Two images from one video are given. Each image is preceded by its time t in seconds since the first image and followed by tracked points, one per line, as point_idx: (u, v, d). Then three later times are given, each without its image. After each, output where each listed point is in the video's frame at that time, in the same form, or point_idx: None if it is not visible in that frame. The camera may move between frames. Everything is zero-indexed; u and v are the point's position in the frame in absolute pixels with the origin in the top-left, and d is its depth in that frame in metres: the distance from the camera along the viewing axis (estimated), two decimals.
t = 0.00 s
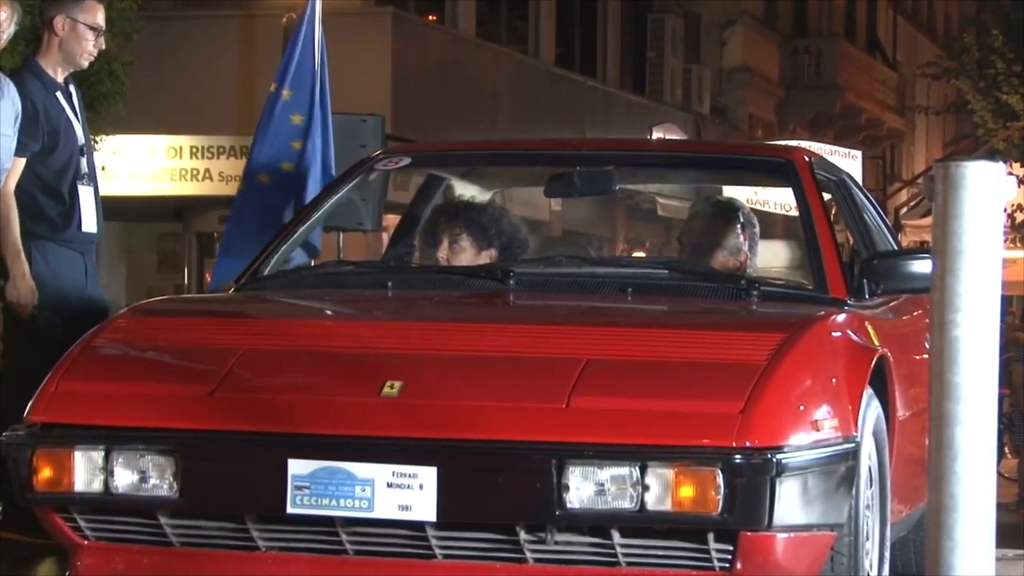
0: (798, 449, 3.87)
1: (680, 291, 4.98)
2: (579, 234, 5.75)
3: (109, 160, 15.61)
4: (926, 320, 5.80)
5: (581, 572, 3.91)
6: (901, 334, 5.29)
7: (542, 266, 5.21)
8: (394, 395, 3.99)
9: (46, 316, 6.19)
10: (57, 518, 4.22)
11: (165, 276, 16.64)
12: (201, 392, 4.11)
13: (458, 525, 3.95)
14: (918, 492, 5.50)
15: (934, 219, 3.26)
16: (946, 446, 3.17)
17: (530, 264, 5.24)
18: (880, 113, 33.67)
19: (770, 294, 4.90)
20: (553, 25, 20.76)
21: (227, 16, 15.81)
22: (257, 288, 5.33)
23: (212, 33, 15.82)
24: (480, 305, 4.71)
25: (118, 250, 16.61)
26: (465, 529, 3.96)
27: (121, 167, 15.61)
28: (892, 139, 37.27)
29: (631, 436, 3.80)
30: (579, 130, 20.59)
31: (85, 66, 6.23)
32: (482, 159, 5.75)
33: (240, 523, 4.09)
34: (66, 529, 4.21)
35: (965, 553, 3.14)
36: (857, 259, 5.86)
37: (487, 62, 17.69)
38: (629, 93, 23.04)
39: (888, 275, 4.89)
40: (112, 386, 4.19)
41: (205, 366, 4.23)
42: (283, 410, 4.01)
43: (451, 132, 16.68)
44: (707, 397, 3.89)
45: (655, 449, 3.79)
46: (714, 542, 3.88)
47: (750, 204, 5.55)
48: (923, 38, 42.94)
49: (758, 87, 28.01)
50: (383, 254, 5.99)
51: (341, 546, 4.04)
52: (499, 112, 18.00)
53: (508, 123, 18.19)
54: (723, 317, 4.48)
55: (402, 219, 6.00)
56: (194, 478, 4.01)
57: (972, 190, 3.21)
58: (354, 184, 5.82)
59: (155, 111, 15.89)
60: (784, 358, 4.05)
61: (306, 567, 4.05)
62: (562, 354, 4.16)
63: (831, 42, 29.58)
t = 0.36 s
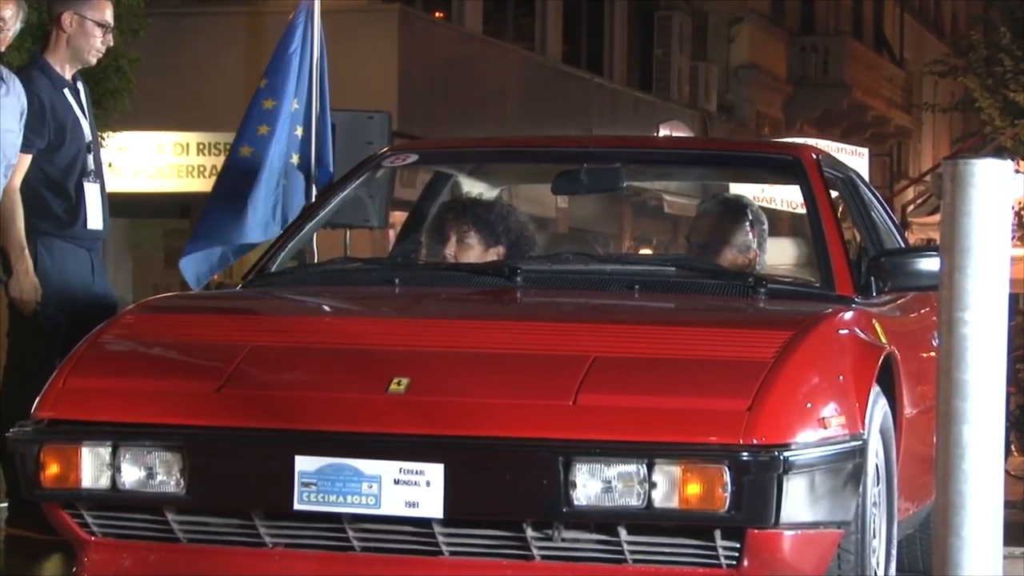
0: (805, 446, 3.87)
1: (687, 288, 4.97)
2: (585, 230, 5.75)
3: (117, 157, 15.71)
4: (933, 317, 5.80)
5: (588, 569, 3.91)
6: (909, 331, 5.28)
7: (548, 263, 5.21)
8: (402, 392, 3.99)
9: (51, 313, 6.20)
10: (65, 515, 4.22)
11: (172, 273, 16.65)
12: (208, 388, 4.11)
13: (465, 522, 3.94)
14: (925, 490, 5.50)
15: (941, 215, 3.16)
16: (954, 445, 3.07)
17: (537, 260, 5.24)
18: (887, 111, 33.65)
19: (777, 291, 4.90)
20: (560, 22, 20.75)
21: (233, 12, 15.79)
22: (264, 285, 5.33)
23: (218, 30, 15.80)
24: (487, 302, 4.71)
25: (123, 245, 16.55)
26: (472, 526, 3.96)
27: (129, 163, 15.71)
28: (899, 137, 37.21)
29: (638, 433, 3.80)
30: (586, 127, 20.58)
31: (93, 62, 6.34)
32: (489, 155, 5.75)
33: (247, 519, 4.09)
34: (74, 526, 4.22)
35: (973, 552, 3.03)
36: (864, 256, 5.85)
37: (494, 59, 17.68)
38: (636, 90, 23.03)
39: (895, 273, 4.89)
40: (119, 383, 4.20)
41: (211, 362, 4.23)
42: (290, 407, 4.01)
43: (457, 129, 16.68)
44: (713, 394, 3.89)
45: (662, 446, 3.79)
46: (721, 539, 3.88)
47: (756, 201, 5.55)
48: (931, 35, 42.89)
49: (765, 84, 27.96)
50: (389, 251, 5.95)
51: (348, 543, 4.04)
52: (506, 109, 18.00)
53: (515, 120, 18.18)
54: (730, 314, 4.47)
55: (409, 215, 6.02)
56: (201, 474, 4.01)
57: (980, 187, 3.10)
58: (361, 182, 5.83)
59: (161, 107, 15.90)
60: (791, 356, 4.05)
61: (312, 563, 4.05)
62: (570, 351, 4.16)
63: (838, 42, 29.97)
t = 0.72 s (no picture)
0: (806, 444, 3.86)
1: (689, 286, 4.98)
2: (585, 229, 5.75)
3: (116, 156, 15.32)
4: (933, 315, 5.80)
5: (589, 567, 3.91)
6: (910, 329, 5.28)
7: (550, 261, 5.21)
8: (403, 389, 3.99)
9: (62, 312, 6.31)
10: (66, 512, 4.22)
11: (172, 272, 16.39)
12: (209, 386, 4.11)
13: (465, 519, 3.95)
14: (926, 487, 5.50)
15: (942, 214, 3.15)
16: (954, 441, 3.06)
17: (538, 258, 5.24)
18: (888, 108, 33.64)
19: (778, 289, 4.91)
20: (562, 20, 20.73)
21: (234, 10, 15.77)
22: (265, 282, 5.33)
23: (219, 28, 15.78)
24: (488, 300, 4.71)
25: (125, 243, 16.33)
26: (473, 524, 3.96)
27: (130, 160, 15.30)
28: (901, 134, 37.20)
29: (638, 431, 3.80)
30: (587, 125, 20.57)
31: (107, 61, 6.38)
32: (490, 153, 5.74)
33: (248, 517, 4.10)
34: (75, 524, 4.22)
35: (974, 550, 3.03)
36: (865, 254, 5.85)
37: (495, 57, 17.69)
38: (637, 87, 23.02)
39: (896, 271, 4.88)
40: (120, 381, 4.20)
41: (211, 361, 4.23)
42: (292, 405, 4.01)
43: (459, 128, 16.68)
44: (714, 392, 3.88)
45: (662, 444, 3.79)
46: (722, 537, 3.88)
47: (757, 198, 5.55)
48: (932, 33, 42.88)
49: (765, 82, 27.93)
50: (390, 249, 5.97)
51: (349, 540, 4.05)
52: (507, 107, 18.00)
53: (516, 119, 18.19)
54: (731, 312, 4.47)
55: (409, 214, 6.10)
56: (201, 472, 4.01)
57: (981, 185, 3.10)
58: (362, 179, 5.83)
59: (162, 105, 15.88)
60: (792, 354, 4.05)
61: (313, 561, 4.05)
62: (571, 349, 4.16)
63: (838, 38, 29.94)
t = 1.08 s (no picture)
0: (809, 442, 3.86)
1: (691, 284, 4.98)
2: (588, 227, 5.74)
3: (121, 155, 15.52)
4: (937, 313, 5.80)
5: (592, 565, 3.91)
6: (913, 327, 5.28)
7: (553, 259, 5.21)
8: (405, 387, 3.99)
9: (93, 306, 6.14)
10: (69, 511, 4.23)
11: (176, 271, 15.94)
12: (212, 384, 4.11)
13: (468, 517, 3.95)
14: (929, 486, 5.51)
15: (945, 213, 3.16)
16: (957, 440, 3.05)
17: (541, 257, 5.25)
18: (892, 106, 33.62)
19: (780, 287, 4.91)
20: (565, 18, 20.73)
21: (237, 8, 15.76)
22: (267, 280, 5.35)
23: (222, 26, 15.77)
24: (491, 299, 4.71)
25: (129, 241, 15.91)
26: (475, 522, 3.96)
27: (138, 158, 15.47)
28: (904, 132, 37.18)
29: (641, 429, 3.80)
30: (590, 123, 20.56)
31: (141, 63, 6.40)
32: (493, 152, 5.74)
33: (251, 515, 4.10)
34: (78, 522, 4.22)
35: (977, 548, 3.01)
36: (869, 252, 5.85)
37: (498, 55, 17.69)
38: (640, 85, 23.00)
39: (899, 269, 4.87)
40: (124, 379, 4.20)
41: (214, 359, 4.23)
42: (295, 403, 4.01)
43: (462, 126, 16.68)
44: (717, 390, 3.88)
45: (665, 442, 3.79)
46: (725, 535, 3.88)
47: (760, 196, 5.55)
48: (935, 31, 42.86)
49: (768, 79, 27.92)
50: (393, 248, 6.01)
51: (352, 539, 4.05)
52: (510, 105, 17.99)
53: (519, 117, 18.19)
54: (734, 310, 4.47)
55: (411, 213, 6.11)
56: (204, 471, 4.02)
57: (984, 184, 3.10)
58: (365, 177, 5.82)
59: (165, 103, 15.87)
60: (795, 352, 4.04)
61: (315, 559, 4.06)
62: (574, 347, 4.16)
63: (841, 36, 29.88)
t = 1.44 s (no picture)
0: (812, 441, 3.86)
1: (694, 284, 4.97)
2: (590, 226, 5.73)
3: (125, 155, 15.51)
4: (939, 312, 5.80)
5: (593, 564, 3.91)
6: (915, 326, 5.28)
7: (556, 259, 5.21)
8: (408, 387, 3.99)
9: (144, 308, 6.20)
10: (71, 511, 4.23)
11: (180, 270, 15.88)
12: (215, 383, 4.11)
13: (469, 517, 3.95)
14: (932, 485, 5.51)
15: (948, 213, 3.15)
16: (959, 439, 3.05)
17: (544, 256, 5.25)
18: (894, 106, 33.63)
19: (783, 286, 4.91)
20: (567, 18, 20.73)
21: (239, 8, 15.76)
22: (270, 280, 5.35)
23: (224, 26, 15.77)
24: (494, 298, 4.71)
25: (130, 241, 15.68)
26: (478, 522, 3.96)
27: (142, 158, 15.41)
28: (906, 131, 37.17)
29: (644, 428, 3.79)
30: (592, 122, 20.56)
31: (179, 73, 6.42)
32: (495, 151, 5.74)
33: (253, 515, 4.10)
34: (80, 521, 4.23)
35: (980, 546, 3.00)
36: (871, 251, 5.85)
37: (501, 55, 17.69)
38: (642, 84, 23.00)
39: (901, 268, 4.87)
40: (126, 378, 4.20)
41: (217, 358, 4.23)
42: (298, 402, 4.01)
43: (465, 125, 16.69)
44: (720, 389, 3.88)
45: (667, 441, 3.78)
46: (727, 534, 3.88)
47: (762, 195, 5.54)
48: (938, 30, 42.87)
49: (770, 79, 27.92)
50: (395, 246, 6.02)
51: (354, 538, 4.05)
52: (513, 104, 17.99)
53: (522, 117, 18.19)
54: (737, 309, 4.47)
55: (414, 212, 6.11)
56: (206, 470, 4.02)
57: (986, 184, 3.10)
58: (368, 176, 5.83)
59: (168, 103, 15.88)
60: (797, 351, 4.04)
61: (317, 558, 4.06)
62: (575, 346, 4.16)
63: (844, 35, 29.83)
